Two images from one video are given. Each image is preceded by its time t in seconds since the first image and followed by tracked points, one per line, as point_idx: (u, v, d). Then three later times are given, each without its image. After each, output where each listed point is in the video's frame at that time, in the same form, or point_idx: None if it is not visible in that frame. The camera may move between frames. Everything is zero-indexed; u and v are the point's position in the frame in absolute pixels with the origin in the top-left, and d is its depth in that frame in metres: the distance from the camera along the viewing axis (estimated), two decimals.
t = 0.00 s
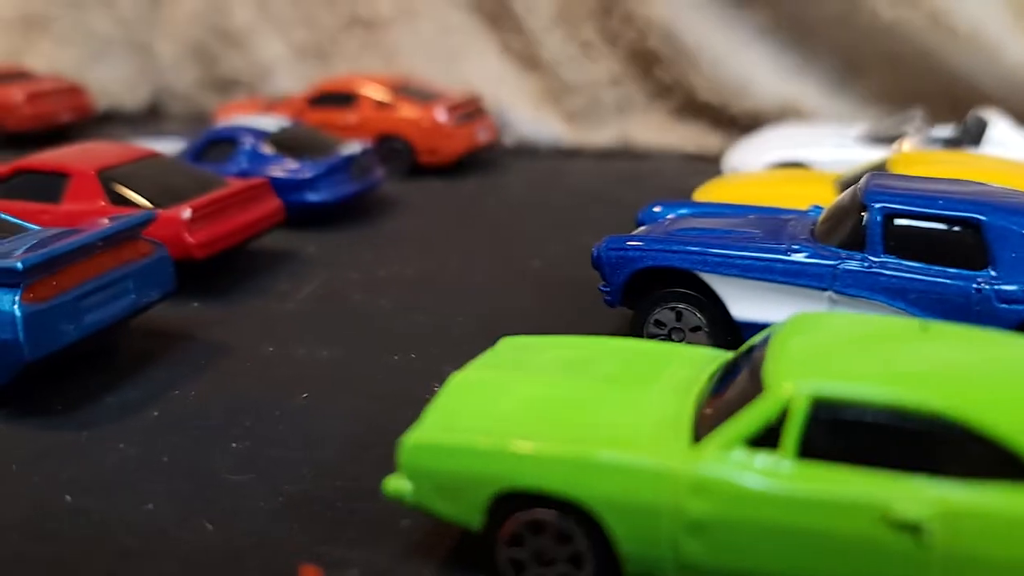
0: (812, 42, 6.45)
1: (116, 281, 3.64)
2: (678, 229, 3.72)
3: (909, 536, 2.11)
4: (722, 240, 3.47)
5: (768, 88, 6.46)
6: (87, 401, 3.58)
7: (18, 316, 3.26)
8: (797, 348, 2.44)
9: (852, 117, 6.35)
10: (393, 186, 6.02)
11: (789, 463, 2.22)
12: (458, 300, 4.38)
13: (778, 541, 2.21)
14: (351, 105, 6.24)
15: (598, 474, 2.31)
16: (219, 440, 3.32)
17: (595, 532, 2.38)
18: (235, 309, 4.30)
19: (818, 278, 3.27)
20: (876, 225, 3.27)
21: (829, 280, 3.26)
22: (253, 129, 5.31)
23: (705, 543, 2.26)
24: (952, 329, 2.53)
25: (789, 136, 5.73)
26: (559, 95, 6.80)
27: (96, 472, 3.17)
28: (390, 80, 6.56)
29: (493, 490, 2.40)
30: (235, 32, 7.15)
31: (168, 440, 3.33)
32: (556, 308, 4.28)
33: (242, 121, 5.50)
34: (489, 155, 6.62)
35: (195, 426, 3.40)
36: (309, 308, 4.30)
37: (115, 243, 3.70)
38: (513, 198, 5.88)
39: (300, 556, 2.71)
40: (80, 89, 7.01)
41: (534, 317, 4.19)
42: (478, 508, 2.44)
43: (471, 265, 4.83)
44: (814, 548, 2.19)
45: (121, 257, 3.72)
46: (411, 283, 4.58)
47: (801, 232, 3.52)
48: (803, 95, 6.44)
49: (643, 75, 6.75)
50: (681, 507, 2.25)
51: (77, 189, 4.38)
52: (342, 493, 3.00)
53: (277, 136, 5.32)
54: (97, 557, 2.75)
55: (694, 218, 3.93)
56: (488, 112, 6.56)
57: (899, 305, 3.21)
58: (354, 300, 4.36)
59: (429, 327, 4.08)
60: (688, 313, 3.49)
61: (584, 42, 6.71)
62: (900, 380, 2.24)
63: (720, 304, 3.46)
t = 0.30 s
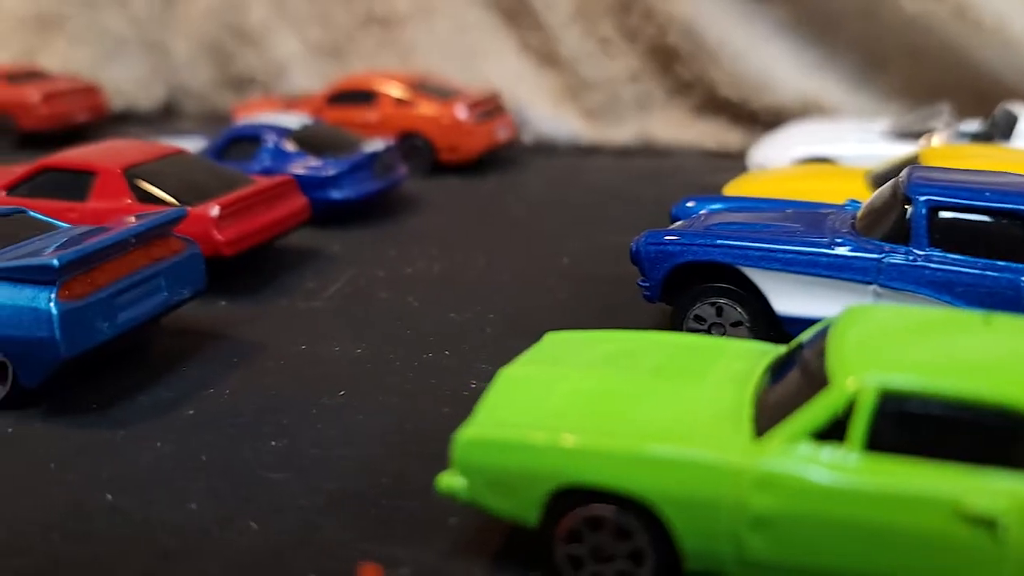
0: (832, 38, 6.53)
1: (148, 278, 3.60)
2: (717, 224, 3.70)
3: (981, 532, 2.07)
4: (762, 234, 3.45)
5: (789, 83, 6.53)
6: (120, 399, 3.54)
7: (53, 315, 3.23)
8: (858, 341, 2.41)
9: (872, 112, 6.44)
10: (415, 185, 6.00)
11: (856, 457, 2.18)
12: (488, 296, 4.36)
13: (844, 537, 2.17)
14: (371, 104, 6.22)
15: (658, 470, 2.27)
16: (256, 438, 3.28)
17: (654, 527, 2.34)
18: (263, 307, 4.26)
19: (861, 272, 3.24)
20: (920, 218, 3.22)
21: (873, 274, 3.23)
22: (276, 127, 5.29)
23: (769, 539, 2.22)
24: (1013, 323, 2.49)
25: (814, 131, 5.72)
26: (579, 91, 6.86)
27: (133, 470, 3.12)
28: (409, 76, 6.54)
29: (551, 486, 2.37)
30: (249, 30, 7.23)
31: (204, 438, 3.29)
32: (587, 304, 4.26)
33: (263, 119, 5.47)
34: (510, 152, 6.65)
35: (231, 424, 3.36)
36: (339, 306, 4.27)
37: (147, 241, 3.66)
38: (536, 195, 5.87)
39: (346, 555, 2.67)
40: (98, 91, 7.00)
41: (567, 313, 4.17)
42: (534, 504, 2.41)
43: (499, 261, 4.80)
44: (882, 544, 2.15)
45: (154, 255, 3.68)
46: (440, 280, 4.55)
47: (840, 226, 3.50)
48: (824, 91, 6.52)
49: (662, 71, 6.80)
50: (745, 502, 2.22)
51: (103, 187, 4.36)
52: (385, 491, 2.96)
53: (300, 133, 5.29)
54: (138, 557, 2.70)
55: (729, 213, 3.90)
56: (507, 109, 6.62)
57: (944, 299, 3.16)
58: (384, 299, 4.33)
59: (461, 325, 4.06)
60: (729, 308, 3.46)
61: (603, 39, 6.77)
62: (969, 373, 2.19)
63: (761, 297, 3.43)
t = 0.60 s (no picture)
0: (862, 45, 6.55)
1: (189, 285, 3.55)
2: (764, 234, 3.64)
3: None
4: (814, 246, 3.39)
5: (818, 91, 6.57)
6: (160, 407, 3.49)
7: (96, 322, 3.17)
8: (937, 361, 2.33)
9: (901, 120, 6.47)
10: (443, 189, 5.98)
11: (941, 482, 2.12)
12: (526, 305, 4.34)
13: (929, 565, 2.11)
14: (396, 107, 6.17)
15: (734, 493, 2.22)
16: (301, 450, 3.23)
17: (726, 550, 2.30)
18: (297, 314, 4.22)
19: (916, 286, 3.17)
20: (977, 232, 3.14)
21: (928, 289, 3.16)
22: (305, 130, 5.23)
23: (849, 565, 2.18)
24: None
25: (847, 138, 5.69)
26: (605, 96, 6.94)
27: (177, 483, 3.07)
28: (435, 79, 6.53)
29: (620, 508, 2.32)
30: (270, 31, 7.28)
31: (248, 449, 3.24)
32: (624, 313, 4.24)
33: (291, 121, 5.41)
34: (536, 155, 6.70)
35: (274, 437, 3.31)
36: (375, 314, 4.23)
37: (188, 246, 3.61)
38: (563, 200, 5.85)
39: (402, 571, 2.63)
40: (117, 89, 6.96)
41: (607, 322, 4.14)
42: (602, 525, 2.35)
43: (533, 269, 4.77)
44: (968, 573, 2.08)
45: (193, 261, 3.62)
46: (476, 288, 4.52)
47: (893, 238, 3.43)
48: (853, 98, 6.52)
49: (689, 77, 6.86)
50: (825, 527, 2.17)
51: (133, 190, 4.31)
52: (437, 505, 2.92)
53: (329, 136, 5.23)
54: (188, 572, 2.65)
55: (775, 223, 3.85)
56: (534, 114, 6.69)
57: (1002, 315, 3.08)
58: (420, 308, 4.29)
59: (500, 334, 4.03)
60: (779, 321, 3.41)
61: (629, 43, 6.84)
62: None
63: (812, 311, 3.38)
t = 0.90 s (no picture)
0: (886, 51, 6.81)
1: (239, 289, 3.58)
2: (810, 239, 3.65)
3: None
4: (864, 252, 3.41)
5: (842, 96, 6.78)
6: (211, 411, 3.52)
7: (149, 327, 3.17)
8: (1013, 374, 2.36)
9: (926, 124, 6.61)
10: (474, 194, 6.03)
11: None
12: (567, 309, 4.38)
13: None
14: (428, 112, 6.20)
15: (811, 503, 2.26)
16: (354, 454, 3.26)
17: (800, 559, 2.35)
18: (339, 318, 4.26)
19: (968, 293, 3.19)
20: None
21: (980, 295, 3.18)
22: (340, 134, 5.28)
23: None
24: None
25: (877, 142, 5.73)
26: (631, 102, 7.22)
27: (234, 485, 3.10)
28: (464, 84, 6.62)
29: (695, 517, 2.36)
30: (295, 37, 7.90)
31: (302, 452, 3.27)
32: (664, 318, 4.27)
33: (325, 126, 5.46)
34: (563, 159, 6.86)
35: (326, 440, 3.34)
36: (416, 318, 4.27)
37: (237, 250, 3.64)
38: (593, 203, 5.89)
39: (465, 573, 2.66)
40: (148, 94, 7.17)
41: (647, 326, 4.19)
42: (675, 533, 2.40)
43: (570, 272, 4.81)
44: None
45: (242, 265, 3.65)
46: (514, 291, 4.56)
47: (942, 243, 3.44)
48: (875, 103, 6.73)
49: (715, 83, 7.11)
50: (903, 538, 2.20)
51: (175, 196, 4.35)
52: (494, 507, 2.96)
53: (364, 141, 5.29)
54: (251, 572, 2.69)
55: (818, 227, 3.89)
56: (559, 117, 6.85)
57: None
58: (461, 312, 4.33)
59: (542, 339, 4.06)
60: (826, 325, 3.46)
61: (654, 48, 7.17)
62: None
63: (860, 316, 3.43)
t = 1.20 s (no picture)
0: (913, 52, 6.78)
1: (274, 293, 3.51)
2: (852, 242, 3.57)
3: None
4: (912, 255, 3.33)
5: (867, 97, 6.74)
6: (245, 418, 3.45)
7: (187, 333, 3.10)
8: None
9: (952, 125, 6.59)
10: (496, 196, 5.96)
11: None
12: (600, 312, 4.31)
13: None
14: (447, 113, 6.15)
15: (885, 515, 2.18)
16: (394, 462, 3.19)
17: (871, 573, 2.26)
18: (369, 322, 4.19)
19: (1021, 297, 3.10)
20: None
21: None
22: (364, 136, 5.20)
23: None
24: None
25: (906, 143, 5.67)
26: (652, 103, 7.20)
27: (273, 493, 3.03)
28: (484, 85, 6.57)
29: (762, 529, 2.28)
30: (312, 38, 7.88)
31: (340, 460, 3.20)
32: (699, 322, 4.20)
33: (348, 127, 5.40)
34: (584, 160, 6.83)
35: (364, 447, 3.27)
36: (447, 322, 4.20)
37: (271, 254, 3.57)
38: (618, 205, 5.82)
39: None
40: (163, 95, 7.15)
41: (683, 330, 4.12)
42: (739, 545, 2.33)
43: (600, 275, 4.74)
44: None
45: (277, 269, 3.58)
46: (544, 295, 4.49)
47: (991, 246, 3.35)
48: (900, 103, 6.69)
49: (738, 83, 7.07)
50: (982, 552, 2.12)
51: (202, 199, 4.29)
52: (541, 514, 2.89)
53: (387, 143, 5.21)
54: None
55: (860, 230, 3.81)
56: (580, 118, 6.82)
57: None
58: (492, 316, 4.26)
59: (576, 343, 3.99)
60: (874, 331, 3.38)
61: (675, 48, 7.14)
62: None
63: (908, 321, 3.34)
